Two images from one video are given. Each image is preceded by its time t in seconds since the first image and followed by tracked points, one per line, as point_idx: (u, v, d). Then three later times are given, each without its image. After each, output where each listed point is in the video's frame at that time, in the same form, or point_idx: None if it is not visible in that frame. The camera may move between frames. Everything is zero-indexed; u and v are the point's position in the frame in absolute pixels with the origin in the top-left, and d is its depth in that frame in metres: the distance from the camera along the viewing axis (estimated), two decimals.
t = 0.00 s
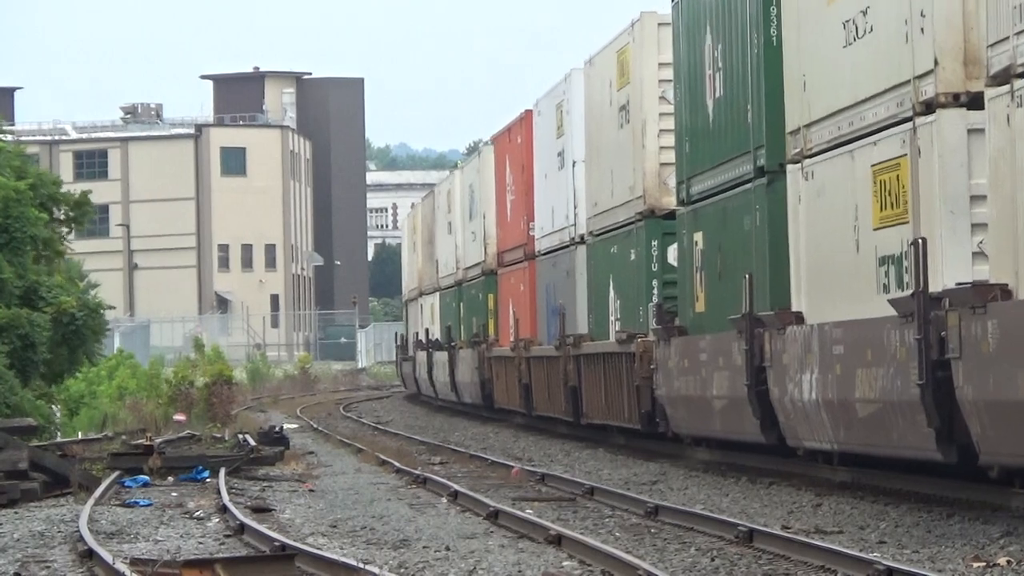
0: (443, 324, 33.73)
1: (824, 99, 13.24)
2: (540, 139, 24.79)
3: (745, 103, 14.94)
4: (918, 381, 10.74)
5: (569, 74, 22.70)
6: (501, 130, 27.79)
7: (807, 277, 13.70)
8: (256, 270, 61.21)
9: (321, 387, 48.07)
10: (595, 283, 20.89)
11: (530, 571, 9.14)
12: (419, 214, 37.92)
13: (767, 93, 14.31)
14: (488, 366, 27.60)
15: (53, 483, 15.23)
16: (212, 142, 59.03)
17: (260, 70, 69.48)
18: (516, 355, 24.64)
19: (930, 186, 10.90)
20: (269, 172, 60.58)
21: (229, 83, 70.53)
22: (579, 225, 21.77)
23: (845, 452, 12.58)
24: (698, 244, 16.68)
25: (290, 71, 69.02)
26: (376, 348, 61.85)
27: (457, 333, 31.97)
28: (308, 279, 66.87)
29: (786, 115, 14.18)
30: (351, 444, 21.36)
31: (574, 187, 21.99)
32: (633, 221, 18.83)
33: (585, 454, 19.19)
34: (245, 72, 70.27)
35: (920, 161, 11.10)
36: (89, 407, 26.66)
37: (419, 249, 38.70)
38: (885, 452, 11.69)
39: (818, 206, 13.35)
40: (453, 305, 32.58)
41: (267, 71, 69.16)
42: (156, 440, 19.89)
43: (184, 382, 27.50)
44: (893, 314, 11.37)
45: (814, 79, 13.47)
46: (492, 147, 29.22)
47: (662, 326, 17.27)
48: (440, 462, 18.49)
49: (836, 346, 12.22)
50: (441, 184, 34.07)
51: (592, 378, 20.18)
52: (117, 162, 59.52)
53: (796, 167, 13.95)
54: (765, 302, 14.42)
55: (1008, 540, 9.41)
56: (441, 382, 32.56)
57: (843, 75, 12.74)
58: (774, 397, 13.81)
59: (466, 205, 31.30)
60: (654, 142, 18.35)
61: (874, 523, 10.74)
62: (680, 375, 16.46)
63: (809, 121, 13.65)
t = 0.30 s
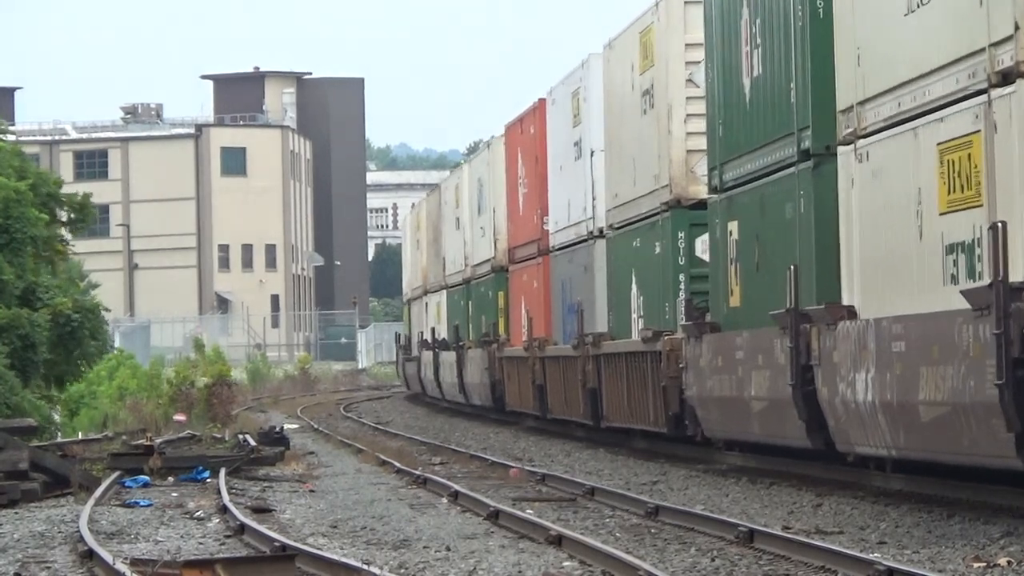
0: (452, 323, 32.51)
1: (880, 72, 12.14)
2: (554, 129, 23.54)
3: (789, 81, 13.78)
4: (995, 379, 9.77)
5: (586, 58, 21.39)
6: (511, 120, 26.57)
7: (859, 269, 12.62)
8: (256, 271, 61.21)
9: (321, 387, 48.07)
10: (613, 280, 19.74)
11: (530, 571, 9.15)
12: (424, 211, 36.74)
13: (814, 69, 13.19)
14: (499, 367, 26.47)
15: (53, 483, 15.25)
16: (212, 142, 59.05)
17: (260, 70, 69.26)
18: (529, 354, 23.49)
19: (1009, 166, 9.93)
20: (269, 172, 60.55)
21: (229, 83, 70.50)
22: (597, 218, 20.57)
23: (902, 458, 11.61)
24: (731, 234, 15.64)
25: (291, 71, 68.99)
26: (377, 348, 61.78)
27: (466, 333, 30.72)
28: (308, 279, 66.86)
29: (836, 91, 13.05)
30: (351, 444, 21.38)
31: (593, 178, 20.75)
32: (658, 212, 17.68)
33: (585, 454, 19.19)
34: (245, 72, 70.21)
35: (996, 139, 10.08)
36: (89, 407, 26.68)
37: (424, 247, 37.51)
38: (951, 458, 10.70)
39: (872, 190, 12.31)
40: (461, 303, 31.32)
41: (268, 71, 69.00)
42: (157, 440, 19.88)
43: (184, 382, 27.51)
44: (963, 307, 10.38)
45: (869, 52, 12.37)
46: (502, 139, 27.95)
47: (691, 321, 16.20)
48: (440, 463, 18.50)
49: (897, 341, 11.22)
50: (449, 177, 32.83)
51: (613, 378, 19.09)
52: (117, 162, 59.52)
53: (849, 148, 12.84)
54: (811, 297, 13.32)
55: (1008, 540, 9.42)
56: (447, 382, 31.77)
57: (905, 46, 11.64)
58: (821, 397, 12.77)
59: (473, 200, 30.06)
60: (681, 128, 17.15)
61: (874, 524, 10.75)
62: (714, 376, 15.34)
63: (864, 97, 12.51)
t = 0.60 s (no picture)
0: (461, 321, 31.87)
1: (946, 41, 11.04)
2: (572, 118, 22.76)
3: (837, 56, 12.72)
4: None
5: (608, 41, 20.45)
6: (524, 110, 25.82)
7: (922, 259, 11.56)
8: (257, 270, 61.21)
9: (322, 387, 48.05)
10: (637, 275, 18.89)
11: (530, 571, 9.12)
12: (431, 208, 36.28)
13: (869, 39, 12.10)
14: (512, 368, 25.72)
15: (53, 482, 15.23)
16: (213, 142, 59.00)
17: (262, 71, 69.26)
18: (546, 354, 22.73)
19: None
20: (270, 172, 60.56)
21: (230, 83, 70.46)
22: (620, 209, 19.82)
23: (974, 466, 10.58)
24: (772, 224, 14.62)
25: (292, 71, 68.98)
26: (377, 348, 61.79)
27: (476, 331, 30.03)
28: (309, 279, 66.88)
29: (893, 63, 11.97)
30: (352, 444, 21.35)
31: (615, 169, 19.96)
32: (687, 201, 16.67)
33: (586, 454, 19.15)
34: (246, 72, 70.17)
35: None
36: (89, 407, 26.66)
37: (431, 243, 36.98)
38: None
39: (937, 172, 11.23)
40: (471, 301, 30.68)
41: (269, 71, 68.97)
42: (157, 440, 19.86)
43: (186, 381, 27.49)
44: None
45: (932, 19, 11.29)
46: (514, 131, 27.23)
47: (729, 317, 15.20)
48: (441, 462, 18.47)
49: (972, 336, 10.18)
50: (457, 171, 32.16)
51: (639, 379, 18.31)
52: (118, 162, 59.47)
53: (912, 126, 11.79)
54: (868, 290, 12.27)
55: (1008, 539, 9.40)
56: (456, 383, 31.10)
57: (977, 10, 10.55)
58: (880, 398, 11.78)
59: (484, 194, 29.35)
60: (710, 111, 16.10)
61: (874, 523, 10.72)
62: (754, 377, 14.45)
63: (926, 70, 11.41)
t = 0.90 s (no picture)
0: (469, 320, 31.08)
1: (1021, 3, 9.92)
2: (590, 106, 22.07)
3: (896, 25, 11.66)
4: None
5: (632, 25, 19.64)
6: (539, 100, 25.16)
7: (994, 244, 10.45)
8: (256, 270, 61.25)
9: (321, 387, 48.08)
10: (662, 268, 18.11)
11: (530, 571, 9.13)
12: (435, 204, 35.79)
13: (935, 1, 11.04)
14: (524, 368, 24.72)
15: (53, 482, 15.25)
16: (213, 142, 58.95)
17: (261, 71, 69.26)
18: (562, 354, 21.78)
19: None
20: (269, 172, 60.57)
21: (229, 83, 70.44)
22: (642, 199, 19.14)
23: None
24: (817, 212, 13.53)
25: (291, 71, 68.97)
26: (377, 348, 61.86)
27: (485, 331, 29.21)
28: (309, 279, 66.90)
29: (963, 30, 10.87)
30: (351, 444, 21.38)
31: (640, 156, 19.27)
32: (720, 188, 15.71)
33: (585, 454, 19.19)
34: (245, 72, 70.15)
35: None
36: (89, 407, 26.68)
37: (436, 240, 36.42)
38: None
39: (1013, 148, 10.07)
40: (480, 299, 29.92)
41: (268, 71, 68.97)
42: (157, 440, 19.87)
43: (185, 381, 27.48)
44: None
45: None
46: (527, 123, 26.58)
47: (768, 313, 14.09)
48: (440, 463, 18.49)
49: None
50: (465, 165, 31.50)
51: (666, 379, 17.27)
52: (118, 162, 59.46)
53: (983, 98, 10.59)
54: (932, 280, 11.18)
55: (1008, 540, 9.41)
56: (462, 383, 30.30)
57: None
58: (947, 397, 10.69)
59: (494, 188, 28.68)
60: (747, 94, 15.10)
61: (874, 523, 10.73)
62: (796, 376, 13.41)
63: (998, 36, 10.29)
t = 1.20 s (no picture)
0: (477, 318, 29.82)
1: None
2: (608, 91, 20.80)
3: None
4: None
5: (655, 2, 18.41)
6: (553, 88, 23.84)
7: None
8: (256, 270, 61.26)
9: (321, 387, 48.12)
10: (693, 260, 16.96)
11: (530, 571, 9.14)
12: (439, 199, 34.92)
13: None
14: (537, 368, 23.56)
15: (53, 482, 15.25)
16: (212, 142, 58.92)
17: (261, 71, 69.22)
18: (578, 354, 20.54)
19: None
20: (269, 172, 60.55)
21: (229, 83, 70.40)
22: (668, 189, 17.92)
23: None
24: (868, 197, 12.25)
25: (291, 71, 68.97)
26: (376, 348, 61.90)
27: (492, 330, 28.03)
28: (308, 279, 66.87)
29: None
30: (351, 444, 21.39)
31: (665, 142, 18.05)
32: (758, 173, 14.49)
33: (585, 454, 19.17)
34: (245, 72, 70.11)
35: None
36: (89, 407, 26.69)
37: (441, 236, 35.28)
38: None
39: None
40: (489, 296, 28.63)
41: (268, 71, 68.92)
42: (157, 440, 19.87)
43: (184, 381, 27.45)
44: None
45: None
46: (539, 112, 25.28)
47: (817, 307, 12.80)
48: (440, 462, 18.50)
49: None
50: (473, 157, 30.18)
51: (698, 380, 16.16)
52: (118, 162, 59.46)
53: None
54: (1007, 270, 10.00)
55: (1008, 540, 9.41)
56: (470, 385, 29.20)
57: None
58: None
59: (503, 180, 27.42)
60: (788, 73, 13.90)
61: (874, 523, 10.73)
62: (851, 377, 12.14)
63: None
